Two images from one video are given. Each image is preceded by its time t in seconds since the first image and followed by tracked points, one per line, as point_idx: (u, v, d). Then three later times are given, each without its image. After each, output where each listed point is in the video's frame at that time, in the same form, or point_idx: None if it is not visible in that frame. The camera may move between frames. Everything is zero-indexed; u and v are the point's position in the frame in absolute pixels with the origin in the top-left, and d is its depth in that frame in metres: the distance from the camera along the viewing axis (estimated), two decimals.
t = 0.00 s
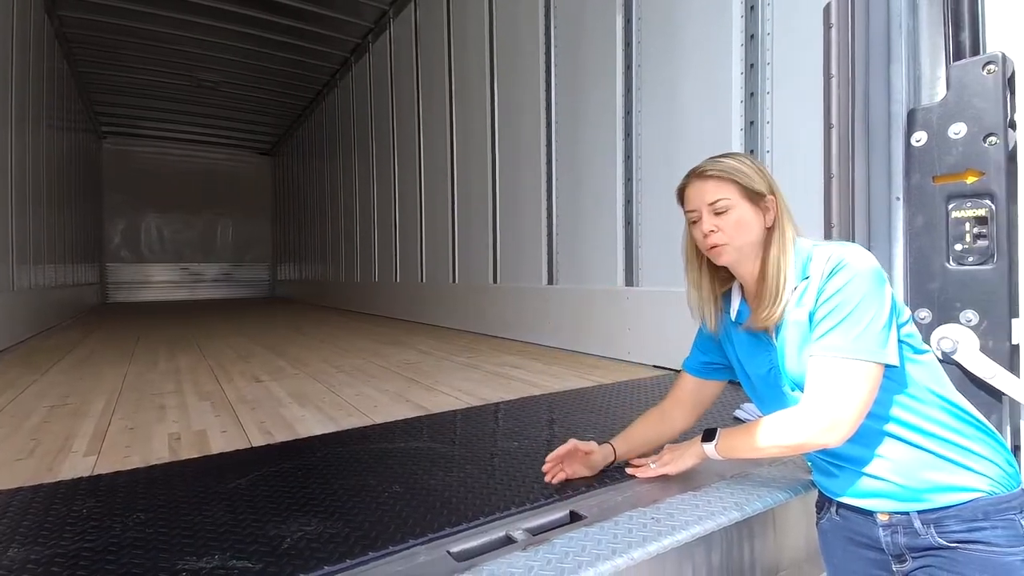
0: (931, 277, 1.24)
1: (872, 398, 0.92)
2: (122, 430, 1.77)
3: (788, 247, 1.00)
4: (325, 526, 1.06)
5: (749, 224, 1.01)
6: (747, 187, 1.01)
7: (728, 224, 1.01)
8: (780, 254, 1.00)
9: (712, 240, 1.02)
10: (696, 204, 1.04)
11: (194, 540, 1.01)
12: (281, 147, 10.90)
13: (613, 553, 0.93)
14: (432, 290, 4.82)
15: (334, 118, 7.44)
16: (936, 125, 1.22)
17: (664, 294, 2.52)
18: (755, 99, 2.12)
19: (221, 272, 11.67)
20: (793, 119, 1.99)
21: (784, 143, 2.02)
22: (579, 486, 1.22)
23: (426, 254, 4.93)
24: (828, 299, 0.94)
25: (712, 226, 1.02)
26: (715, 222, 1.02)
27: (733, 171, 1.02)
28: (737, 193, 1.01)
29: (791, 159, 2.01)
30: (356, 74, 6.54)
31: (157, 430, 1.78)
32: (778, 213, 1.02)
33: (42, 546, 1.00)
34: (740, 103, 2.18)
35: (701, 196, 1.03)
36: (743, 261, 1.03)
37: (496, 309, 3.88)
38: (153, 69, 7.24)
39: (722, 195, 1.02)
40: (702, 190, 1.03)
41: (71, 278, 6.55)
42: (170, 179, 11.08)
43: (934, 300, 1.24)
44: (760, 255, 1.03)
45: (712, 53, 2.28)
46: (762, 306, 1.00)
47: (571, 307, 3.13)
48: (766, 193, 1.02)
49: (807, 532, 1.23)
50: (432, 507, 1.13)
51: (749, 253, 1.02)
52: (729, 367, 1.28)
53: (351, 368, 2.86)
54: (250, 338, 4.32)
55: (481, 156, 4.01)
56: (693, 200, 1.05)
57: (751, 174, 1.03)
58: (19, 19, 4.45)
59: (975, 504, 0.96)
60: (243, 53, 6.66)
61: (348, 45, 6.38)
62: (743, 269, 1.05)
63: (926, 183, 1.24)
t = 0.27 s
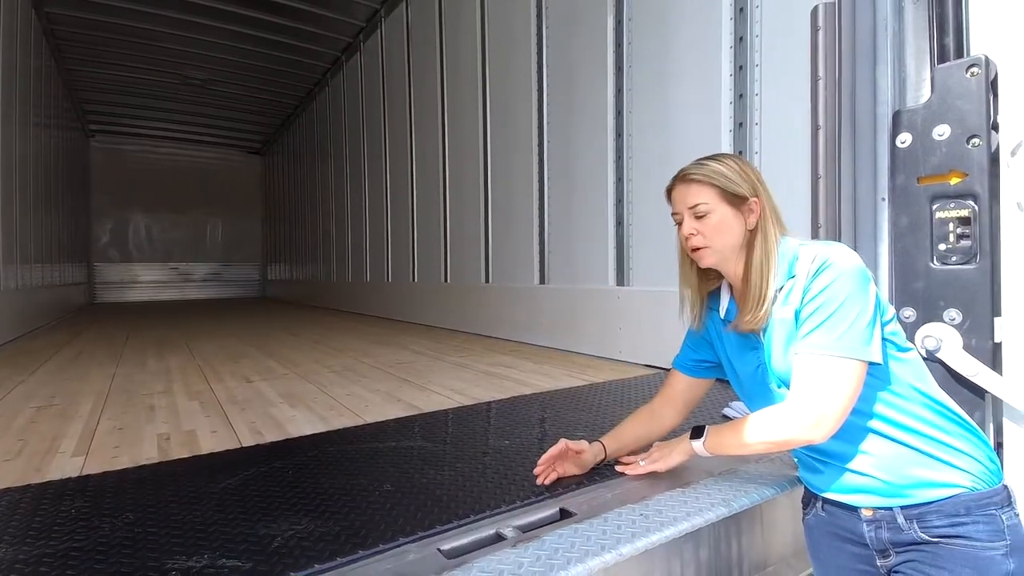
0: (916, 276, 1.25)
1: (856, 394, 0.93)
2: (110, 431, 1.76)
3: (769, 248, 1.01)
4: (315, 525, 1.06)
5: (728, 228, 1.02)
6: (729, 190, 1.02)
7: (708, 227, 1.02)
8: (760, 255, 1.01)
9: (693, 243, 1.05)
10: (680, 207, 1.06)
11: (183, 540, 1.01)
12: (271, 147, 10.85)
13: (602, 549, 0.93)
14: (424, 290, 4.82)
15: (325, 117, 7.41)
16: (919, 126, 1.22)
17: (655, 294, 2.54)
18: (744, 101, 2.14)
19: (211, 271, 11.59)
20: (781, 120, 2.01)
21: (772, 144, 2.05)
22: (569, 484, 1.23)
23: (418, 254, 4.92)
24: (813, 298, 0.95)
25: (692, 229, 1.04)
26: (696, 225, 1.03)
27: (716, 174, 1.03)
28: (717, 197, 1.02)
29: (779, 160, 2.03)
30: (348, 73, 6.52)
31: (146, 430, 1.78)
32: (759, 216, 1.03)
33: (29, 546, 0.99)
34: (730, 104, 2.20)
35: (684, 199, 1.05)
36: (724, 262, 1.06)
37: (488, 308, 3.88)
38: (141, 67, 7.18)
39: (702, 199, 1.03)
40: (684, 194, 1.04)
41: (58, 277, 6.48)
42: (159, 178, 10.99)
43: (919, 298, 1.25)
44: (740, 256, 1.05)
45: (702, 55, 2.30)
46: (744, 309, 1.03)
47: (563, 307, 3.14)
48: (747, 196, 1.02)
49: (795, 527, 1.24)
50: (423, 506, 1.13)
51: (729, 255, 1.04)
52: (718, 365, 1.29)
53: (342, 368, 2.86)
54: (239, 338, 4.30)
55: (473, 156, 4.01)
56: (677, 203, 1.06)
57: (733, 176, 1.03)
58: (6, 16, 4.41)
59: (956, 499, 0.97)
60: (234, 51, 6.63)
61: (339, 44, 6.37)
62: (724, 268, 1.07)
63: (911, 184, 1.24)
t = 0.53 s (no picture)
0: (904, 276, 1.27)
1: (844, 393, 0.95)
2: (101, 432, 1.76)
3: (751, 250, 1.02)
4: (308, 524, 1.06)
5: (710, 228, 1.05)
6: (713, 190, 1.04)
7: (690, 225, 1.05)
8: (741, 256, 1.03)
9: (676, 240, 1.08)
10: (668, 205, 1.09)
11: (175, 541, 1.01)
12: (263, 146, 10.80)
13: (594, 546, 0.94)
14: (417, 290, 4.81)
15: (317, 117, 7.39)
16: (907, 128, 1.23)
17: (647, 294, 2.55)
18: (734, 103, 2.16)
19: (202, 272, 11.52)
20: (771, 122, 2.03)
21: (763, 146, 2.06)
22: (562, 482, 1.24)
23: (411, 254, 4.92)
24: (801, 298, 0.97)
25: (675, 226, 1.07)
26: (679, 223, 1.07)
27: (704, 175, 1.05)
28: (702, 197, 1.05)
29: (769, 162, 2.05)
30: (340, 73, 6.51)
31: (137, 431, 1.77)
32: (744, 219, 1.04)
33: (20, 547, 0.99)
34: (720, 106, 2.22)
35: (672, 196, 1.08)
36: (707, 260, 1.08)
37: (481, 308, 3.89)
38: (132, 66, 7.14)
39: (687, 198, 1.06)
40: (671, 192, 1.08)
41: (47, 277, 6.43)
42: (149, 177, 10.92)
43: (906, 298, 1.27)
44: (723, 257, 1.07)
45: (693, 56, 2.32)
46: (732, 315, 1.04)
47: (556, 307, 3.15)
48: (733, 199, 1.04)
49: (785, 524, 1.25)
50: (416, 505, 1.14)
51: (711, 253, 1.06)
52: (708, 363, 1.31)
53: (335, 368, 2.86)
54: (231, 338, 4.28)
55: (466, 156, 4.02)
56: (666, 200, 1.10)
57: (721, 178, 1.05)
58: None
59: (944, 496, 0.99)
60: (225, 50, 6.60)
61: (332, 44, 6.36)
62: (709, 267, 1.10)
63: (899, 185, 1.26)
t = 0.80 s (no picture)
0: (894, 275, 1.27)
1: (833, 391, 0.95)
2: (92, 432, 1.74)
3: (735, 251, 1.03)
4: (302, 524, 1.06)
5: (694, 232, 1.06)
6: (694, 195, 1.05)
7: (674, 230, 1.07)
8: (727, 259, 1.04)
9: (662, 245, 1.09)
10: (652, 211, 1.10)
11: (168, 540, 1.01)
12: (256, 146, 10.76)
13: (588, 543, 0.95)
14: (412, 289, 4.81)
15: (311, 116, 7.37)
16: (898, 129, 1.24)
17: (642, 294, 2.56)
18: (727, 104, 2.17)
19: (194, 271, 11.46)
20: (764, 123, 2.04)
21: (755, 146, 2.08)
22: (556, 481, 1.24)
23: (405, 253, 4.91)
24: (786, 298, 0.98)
25: (660, 232, 1.08)
26: (663, 228, 1.08)
27: (685, 180, 1.06)
28: (684, 202, 1.06)
29: (761, 162, 2.06)
30: (334, 72, 6.49)
31: (129, 431, 1.76)
32: (726, 222, 1.05)
33: (12, 547, 0.98)
34: (713, 106, 2.23)
35: (655, 203, 1.09)
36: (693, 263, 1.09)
37: (475, 308, 3.89)
38: (123, 64, 7.09)
39: (669, 204, 1.07)
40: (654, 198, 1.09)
41: (37, 277, 6.37)
42: (141, 176, 10.85)
43: (897, 297, 1.27)
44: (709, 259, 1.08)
45: (686, 56, 2.33)
46: (717, 316, 1.06)
47: (551, 307, 3.15)
48: (714, 202, 1.05)
49: (776, 521, 1.27)
50: (410, 505, 1.14)
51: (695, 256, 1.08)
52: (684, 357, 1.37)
53: (329, 368, 2.85)
54: (223, 339, 4.26)
55: (460, 156, 4.02)
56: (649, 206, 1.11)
57: (700, 183, 1.06)
58: None
59: (931, 491, 1.00)
60: (217, 49, 6.57)
61: (325, 42, 6.34)
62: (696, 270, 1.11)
63: (889, 185, 1.27)
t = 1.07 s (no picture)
0: (886, 276, 1.28)
1: (824, 389, 0.96)
2: (84, 434, 1.73)
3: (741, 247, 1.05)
4: (297, 525, 1.05)
5: (707, 227, 1.06)
6: (700, 192, 1.07)
7: (687, 225, 1.06)
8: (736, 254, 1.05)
9: (674, 242, 1.06)
10: (656, 210, 1.08)
11: (161, 542, 1.00)
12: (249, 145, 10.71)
13: (583, 543, 0.95)
14: (406, 290, 4.80)
15: (304, 115, 7.35)
16: (890, 130, 1.25)
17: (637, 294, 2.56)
18: (721, 104, 2.18)
19: (186, 271, 11.40)
20: (757, 124, 2.05)
21: (748, 147, 2.09)
22: (551, 481, 1.24)
23: (400, 253, 4.91)
24: (774, 300, 0.99)
25: (673, 228, 1.06)
26: (676, 224, 1.06)
27: (687, 180, 1.08)
28: (692, 198, 1.07)
29: (755, 162, 2.07)
30: (327, 71, 6.48)
31: (122, 432, 1.75)
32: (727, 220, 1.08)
33: (4, 550, 0.98)
34: (707, 107, 2.24)
35: (661, 201, 1.07)
36: (701, 262, 1.07)
37: (470, 309, 3.88)
38: (114, 63, 7.05)
39: (678, 200, 1.06)
40: (661, 195, 1.07)
41: (27, 278, 6.32)
42: (132, 176, 10.79)
43: (888, 297, 1.28)
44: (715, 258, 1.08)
45: (681, 58, 2.34)
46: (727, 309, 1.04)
47: (546, 307, 3.16)
48: (717, 201, 1.07)
49: (770, 520, 1.27)
50: (405, 505, 1.14)
51: (707, 254, 1.06)
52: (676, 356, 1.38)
53: (323, 369, 2.84)
54: (217, 339, 4.24)
55: (455, 156, 4.02)
56: (651, 207, 1.08)
57: (701, 183, 1.08)
58: None
59: (920, 489, 1.01)
60: (210, 47, 6.54)
61: (319, 42, 6.33)
62: (701, 271, 1.09)
63: (881, 186, 1.27)
